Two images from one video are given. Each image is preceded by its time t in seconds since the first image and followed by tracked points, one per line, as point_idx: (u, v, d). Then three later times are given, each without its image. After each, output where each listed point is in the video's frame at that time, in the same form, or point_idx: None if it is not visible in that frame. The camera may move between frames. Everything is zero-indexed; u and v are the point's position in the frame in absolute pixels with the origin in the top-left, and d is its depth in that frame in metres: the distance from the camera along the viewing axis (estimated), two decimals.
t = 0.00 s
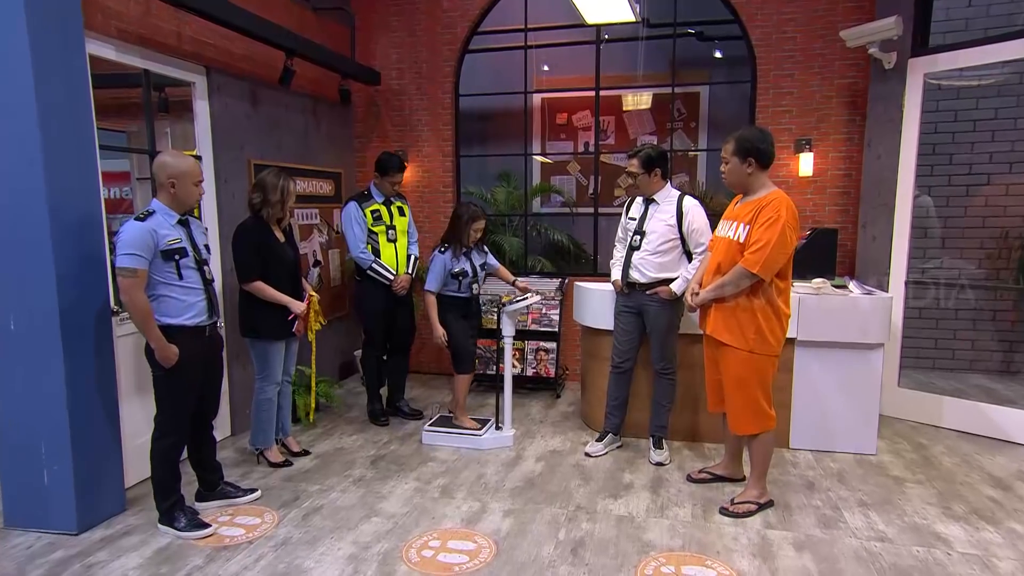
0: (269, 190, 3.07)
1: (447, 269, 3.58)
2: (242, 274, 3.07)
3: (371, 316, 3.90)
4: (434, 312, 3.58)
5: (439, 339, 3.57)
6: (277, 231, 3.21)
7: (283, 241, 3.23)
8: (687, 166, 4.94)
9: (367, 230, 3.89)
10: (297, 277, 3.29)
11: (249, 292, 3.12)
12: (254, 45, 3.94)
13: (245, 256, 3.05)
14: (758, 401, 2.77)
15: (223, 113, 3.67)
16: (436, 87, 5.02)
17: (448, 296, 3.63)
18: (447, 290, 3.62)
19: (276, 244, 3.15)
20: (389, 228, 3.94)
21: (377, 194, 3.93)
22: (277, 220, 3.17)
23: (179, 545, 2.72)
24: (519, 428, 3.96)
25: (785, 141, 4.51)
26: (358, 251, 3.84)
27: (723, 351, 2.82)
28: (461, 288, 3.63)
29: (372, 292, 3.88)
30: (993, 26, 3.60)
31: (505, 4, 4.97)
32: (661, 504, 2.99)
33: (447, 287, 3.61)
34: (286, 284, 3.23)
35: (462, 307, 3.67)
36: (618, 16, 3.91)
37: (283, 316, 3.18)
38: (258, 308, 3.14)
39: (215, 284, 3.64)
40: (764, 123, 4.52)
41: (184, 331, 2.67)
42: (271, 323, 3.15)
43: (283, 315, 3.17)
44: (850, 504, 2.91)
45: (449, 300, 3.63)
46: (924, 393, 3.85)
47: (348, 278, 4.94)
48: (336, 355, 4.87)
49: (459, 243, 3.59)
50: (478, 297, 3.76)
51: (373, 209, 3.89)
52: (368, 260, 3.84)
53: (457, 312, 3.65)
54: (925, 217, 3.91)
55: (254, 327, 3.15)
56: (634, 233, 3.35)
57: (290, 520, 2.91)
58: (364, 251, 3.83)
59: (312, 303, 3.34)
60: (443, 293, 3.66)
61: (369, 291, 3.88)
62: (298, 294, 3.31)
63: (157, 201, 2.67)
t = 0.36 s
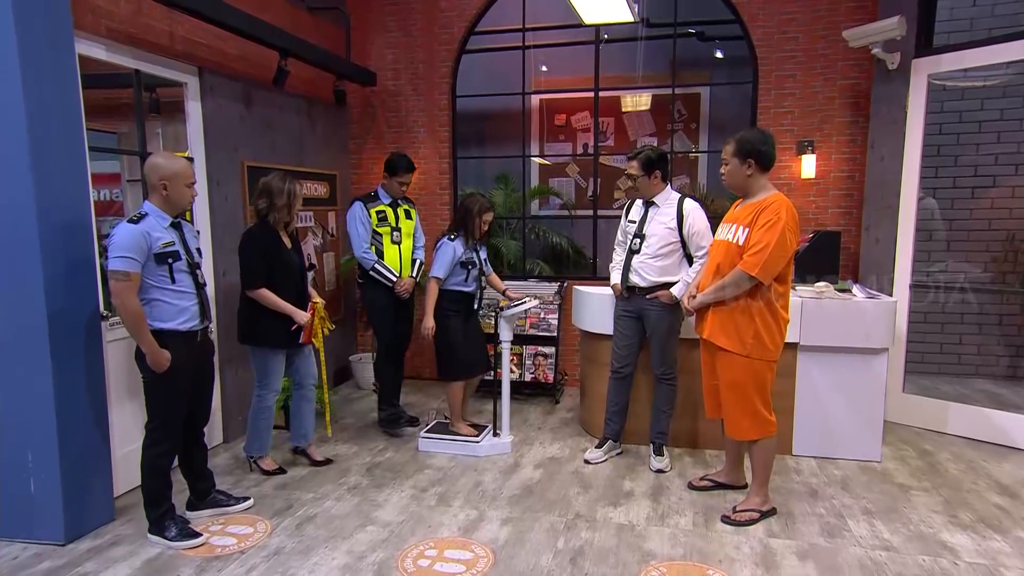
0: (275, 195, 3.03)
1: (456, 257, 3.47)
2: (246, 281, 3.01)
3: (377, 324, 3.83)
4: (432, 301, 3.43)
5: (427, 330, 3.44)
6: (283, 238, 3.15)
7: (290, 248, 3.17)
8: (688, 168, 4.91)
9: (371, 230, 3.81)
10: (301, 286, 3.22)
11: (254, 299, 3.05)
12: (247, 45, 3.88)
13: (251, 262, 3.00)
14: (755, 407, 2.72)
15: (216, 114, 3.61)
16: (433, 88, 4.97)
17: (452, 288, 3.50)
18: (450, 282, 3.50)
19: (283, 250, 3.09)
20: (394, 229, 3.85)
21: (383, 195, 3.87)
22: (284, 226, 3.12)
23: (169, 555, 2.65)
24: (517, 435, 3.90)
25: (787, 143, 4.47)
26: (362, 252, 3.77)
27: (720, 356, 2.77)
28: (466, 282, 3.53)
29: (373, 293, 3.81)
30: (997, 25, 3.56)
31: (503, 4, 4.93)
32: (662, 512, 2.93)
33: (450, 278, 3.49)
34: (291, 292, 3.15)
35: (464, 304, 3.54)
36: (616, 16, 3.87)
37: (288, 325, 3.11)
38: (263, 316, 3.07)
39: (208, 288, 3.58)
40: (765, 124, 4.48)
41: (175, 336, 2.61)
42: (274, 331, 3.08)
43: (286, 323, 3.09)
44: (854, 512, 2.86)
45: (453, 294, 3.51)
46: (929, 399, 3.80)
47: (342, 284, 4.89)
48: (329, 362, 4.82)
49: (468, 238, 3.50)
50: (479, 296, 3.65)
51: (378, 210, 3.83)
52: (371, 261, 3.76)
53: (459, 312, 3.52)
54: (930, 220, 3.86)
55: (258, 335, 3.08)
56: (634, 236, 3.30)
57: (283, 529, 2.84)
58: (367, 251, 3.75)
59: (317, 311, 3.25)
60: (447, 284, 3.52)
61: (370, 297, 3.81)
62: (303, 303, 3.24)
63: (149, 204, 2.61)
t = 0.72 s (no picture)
0: (310, 199, 2.97)
1: (462, 257, 3.38)
2: (283, 287, 2.96)
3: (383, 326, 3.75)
4: (448, 304, 3.35)
5: (454, 334, 3.37)
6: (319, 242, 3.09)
7: (325, 252, 3.12)
8: (691, 167, 4.86)
9: (377, 229, 3.73)
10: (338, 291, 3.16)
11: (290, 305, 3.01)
12: (242, 41, 3.83)
13: (287, 268, 2.95)
14: (756, 410, 2.66)
15: (211, 112, 3.56)
16: (431, 85, 4.92)
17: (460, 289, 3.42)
18: (458, 282, 3.42)
19: (318, 255, 3.04)
20: (398, 229, 3.79)
21: (388, 194, 3.79)
22: (319, 230, 3.06)
23: (162, 561, 2.59)
24: (517, 438, 3.84)
25: (792, 141, 4.42)
26: (368, 252, 3.68)
27: (720, 357, 2.72)
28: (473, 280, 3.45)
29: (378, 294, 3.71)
30: (1005, 21, 3.51)
31: None
32: (664, 517, 2.88)
33: (458, 278, 3.42)
34: (328, 298, 3.10)
35: (474, 304, 3.46)
36: (617, 12, 3.83)
37: (323, 331, 3.06)
38: (299, 322, 3.03)
39: (201, 289, 3.52)
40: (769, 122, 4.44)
41: (171, 338, 2.55)
42: (312, 338, 3.04)
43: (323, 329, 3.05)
44: (860, 517, 2.81)
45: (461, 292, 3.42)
46: (935, 401, 3.76)
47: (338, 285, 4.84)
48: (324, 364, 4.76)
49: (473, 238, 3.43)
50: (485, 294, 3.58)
51: (384, 210, 3.75)
52: (377, 261, 3.67)
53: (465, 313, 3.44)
54: (937, 220, 3.82)
55: (296, 342, 3.03)
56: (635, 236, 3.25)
57: (278, 534, 2.79)
58: (374, 251, 3.66)
59: (350, 317, 3.19)
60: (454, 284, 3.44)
61: (376, 297, 3.70)
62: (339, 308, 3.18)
63: (142, 202, 2.55)
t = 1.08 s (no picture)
0: (344, 198, 2.96)
1: (462, 256, 3.36)
2: (312, 286, 2.94)
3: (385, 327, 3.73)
4: (448, 305, 3.34)
5: (453, 335, 3.34)
6: (351, 243, 3.07)
7: (356, 252, 3.09)
8: (691, 166, 4.82)
9: (387, 230, 3.65)
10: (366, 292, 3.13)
11: (319, 304, 2.97)
12: (240, 39, 3.81)
13: (318, 266, 2.93)
14: (757, 410, 2.64)
15: (209, 110, 3.53)
16: (430, 84, 4.90)
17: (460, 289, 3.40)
18: (458, 280, 3.40)
19: (348, 255, 3.03)
20: (408, 231, 3.69)
21: (400, 194, 3.67)
22: (351, 231, 3.04)
23: (159, 562, 2.57)
24: (517, 439, 3.82)
25: (795, 140, 4.39)
26: (376, 253, 3.64)
27: (720, 358, 2.70)
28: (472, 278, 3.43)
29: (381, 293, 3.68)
30: (1009, 19, 3.49)
31: None
32: (665, 518, 2.85)
33: (459, 277, 3.39)
34: (356, 298, 3.06)
35: (473, 304, 3.44)
36: (617, 10, 3.81)
37: (349, 331, 3.02)
38: (326, 321, 3.00)
39: (199, 289, 3.49)
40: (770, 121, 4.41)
41: (167, 338, 2.53)
42: (338, 337, 3.00)
43: (349, 329, 3.01)
44: (863, 518, 2.79)
45: (461, 292, 3.40)
46: (938, 402, 3.74)
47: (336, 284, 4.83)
48: (323, 364, 4.75)
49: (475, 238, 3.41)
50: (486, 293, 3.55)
51: (394, 210, 3.65)
52: (385, 263, 3.63)
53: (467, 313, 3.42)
54: (938, 220, 3.81)
55: (323, 340, 3.00)
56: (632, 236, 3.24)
57: (276, 536, 2.76)
58: (382, 252, 3.62)
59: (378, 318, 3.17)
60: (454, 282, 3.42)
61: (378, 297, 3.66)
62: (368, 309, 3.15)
63: (139, 202, 2.53)
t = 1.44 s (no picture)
0: (380, 200, 2.92)
1: (461, 256, 3.36)
2: (343, 287, 2.88)
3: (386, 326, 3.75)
4: (444, 306, 3.35)
5: (444, 335, 3.38)
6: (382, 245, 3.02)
7: (385, 254, 3.04)
8: (690, 165, 4.81)
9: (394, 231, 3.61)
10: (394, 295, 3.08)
11: (347, 305, 2.91)
12: (239, 38, 3.81)
13: (350, 267, 2.87)
14: (757, 410, 2.64)
15: (208, 109, 3.53)
16: (430, 83, 4.90)
17: (456, 288, 3.39)
18: (456, 280, 3.39)
19: (380, 257, 2.97)
20: (415, 234, 3.65)
21: (411, 195, 3.63)
22: (383, 234, 3.00)
23: (158, 561, 2.57)
24: (516, 438, 3.82)
25: (793, 139, 4.39)
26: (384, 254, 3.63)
27: (720, 357, 2.70)
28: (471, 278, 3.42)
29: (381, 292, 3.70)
30: (1008, 18, 3.49)
31: None
32: (664, 517, 2.85)
33: (456, 276, 3.39)
34: (386, 301, 3.01)
35: (471, 304, 3.42)
36: (617, 9, 3.81)
37: (376, 333, 2.96)
38: (353, 322, 2.93)
39: (199, 288, 3.50)
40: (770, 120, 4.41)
41: (166, 338, 2.52)
42: (366, 339, 2.94)
43: (378, 332, 2.95)
44: (863, 518, 2.78)
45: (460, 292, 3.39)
46: (937, 401, 3.74)
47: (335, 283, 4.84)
48: (322, 363, 4.75)
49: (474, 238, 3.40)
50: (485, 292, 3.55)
51: (404, 211, 3.62)
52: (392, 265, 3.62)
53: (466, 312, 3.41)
54: (937, 220, 3.82)
55: (350, 342, 2.94)
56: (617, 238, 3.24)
57: (276, 535, 2.76)
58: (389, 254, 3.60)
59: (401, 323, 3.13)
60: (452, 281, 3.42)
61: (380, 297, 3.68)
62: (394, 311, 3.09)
63: (138, 202, 2.53)
